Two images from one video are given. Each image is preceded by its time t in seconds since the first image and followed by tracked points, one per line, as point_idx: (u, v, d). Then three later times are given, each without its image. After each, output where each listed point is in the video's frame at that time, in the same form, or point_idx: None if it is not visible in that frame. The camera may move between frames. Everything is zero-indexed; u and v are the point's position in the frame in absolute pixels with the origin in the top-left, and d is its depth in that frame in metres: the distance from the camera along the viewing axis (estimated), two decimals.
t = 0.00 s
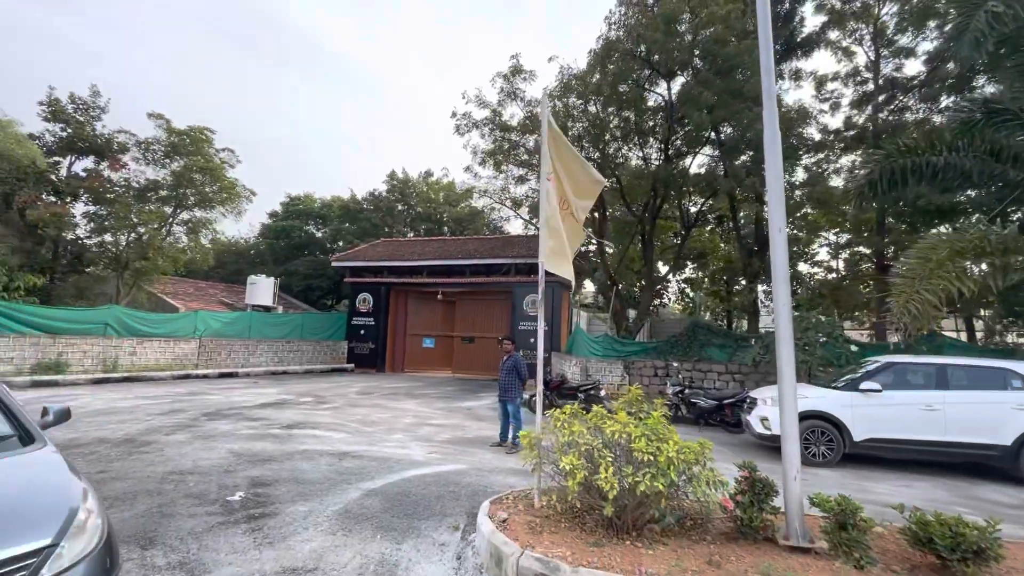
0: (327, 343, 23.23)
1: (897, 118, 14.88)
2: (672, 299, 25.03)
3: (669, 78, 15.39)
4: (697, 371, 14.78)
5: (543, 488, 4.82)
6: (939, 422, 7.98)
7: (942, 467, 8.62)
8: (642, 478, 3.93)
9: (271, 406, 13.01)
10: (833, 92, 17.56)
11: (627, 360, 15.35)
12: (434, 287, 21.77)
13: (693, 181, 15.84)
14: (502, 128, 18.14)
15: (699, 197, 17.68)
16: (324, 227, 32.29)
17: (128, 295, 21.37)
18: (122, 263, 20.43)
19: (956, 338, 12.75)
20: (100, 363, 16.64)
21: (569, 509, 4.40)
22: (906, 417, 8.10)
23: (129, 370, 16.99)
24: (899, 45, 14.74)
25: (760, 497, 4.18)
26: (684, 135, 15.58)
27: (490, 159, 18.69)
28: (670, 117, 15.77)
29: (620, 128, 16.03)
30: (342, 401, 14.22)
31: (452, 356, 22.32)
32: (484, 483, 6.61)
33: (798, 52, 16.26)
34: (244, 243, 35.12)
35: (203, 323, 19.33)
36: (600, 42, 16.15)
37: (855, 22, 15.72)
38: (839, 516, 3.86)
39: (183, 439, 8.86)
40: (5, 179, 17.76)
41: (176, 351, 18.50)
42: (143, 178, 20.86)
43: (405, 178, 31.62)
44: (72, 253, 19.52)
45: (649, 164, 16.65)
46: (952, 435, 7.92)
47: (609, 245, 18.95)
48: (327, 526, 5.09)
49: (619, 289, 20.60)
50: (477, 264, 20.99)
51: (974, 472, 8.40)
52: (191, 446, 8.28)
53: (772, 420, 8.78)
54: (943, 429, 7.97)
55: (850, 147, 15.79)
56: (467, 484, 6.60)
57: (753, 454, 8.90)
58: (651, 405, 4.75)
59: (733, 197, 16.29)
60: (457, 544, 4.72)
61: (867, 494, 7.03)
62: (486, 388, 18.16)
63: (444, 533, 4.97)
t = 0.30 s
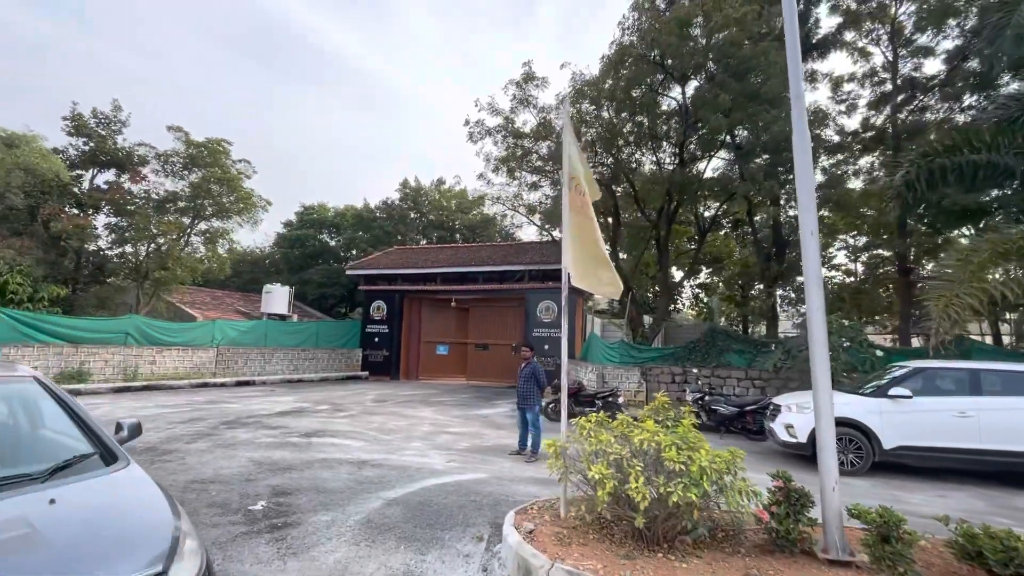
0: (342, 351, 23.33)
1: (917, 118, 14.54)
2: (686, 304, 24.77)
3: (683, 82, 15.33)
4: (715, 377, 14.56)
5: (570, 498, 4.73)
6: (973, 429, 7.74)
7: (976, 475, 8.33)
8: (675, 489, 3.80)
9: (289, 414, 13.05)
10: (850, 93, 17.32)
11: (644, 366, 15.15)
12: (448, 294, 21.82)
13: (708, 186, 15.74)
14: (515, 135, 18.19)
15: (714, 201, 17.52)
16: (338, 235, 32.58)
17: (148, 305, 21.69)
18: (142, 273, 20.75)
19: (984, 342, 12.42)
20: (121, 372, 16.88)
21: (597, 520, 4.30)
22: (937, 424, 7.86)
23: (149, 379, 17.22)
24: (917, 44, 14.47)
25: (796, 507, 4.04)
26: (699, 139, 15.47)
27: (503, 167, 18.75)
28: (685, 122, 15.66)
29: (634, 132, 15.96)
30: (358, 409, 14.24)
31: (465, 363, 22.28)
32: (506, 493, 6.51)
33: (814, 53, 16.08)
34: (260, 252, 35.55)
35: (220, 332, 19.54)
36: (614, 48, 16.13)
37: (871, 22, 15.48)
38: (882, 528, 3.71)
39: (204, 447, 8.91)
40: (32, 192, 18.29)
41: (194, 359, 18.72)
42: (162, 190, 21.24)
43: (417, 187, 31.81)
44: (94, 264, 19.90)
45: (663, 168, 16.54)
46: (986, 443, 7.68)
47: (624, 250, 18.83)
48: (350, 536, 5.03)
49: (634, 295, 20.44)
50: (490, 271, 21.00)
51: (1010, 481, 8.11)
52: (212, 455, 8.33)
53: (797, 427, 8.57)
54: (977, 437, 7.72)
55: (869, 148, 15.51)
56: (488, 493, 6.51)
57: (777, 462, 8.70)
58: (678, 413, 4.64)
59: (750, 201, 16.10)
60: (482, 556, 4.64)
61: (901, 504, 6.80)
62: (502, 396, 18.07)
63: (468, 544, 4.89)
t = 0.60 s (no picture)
0: (354, 359, 23.34)
1: (932, 120, 14.06)
2: (697, 309, 24.58)
3: (694, 87, 15.27)
4: (732, 383, 14.40)
5: (602, 510, 4.66)
6: (1006, 435, 7.58)
7: (1009, 482, 8.13)
8: (715, 501, 3.72)
9: (304, 423, 13.02)
10: (862, 95, 17.17)
11: (659, 372, 14.99)
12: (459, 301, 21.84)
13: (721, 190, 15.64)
14: (525, 142, 18.21)
15: (727, 205, 17.39)
16: (347, 244, 32.70)
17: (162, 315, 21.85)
18: (157, 283, 20.91)
19: (1008, 345, 12.18)
20: (137, 382, 16.99)
21: (632, 533, 4.22)
22: (968, 430, 7.70)
23: (164, 389, 17.32)
24: (932, 45, 14.31)
25: (837, 519, 3.94)
26: (711, 144, 15.38)
27: (514, 174, 18.76)
28: (696, 127, 15.54)
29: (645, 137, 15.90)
30: (373, 418, 14.18)
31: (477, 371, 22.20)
32: (530, 503, 6.42)
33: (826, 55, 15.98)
34: (270, 261, 35.76)
35: (234, 341, 19.63)
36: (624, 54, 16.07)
37: (884, 24, 15.34)
38: (931, 542, 3.60)
39: (222, 458, 8.89)
40: (49, 205, 18.47)
41: (208, 369, 18.82)
42: (175, 201, 21.44)
43: (426, 195, 31.89)
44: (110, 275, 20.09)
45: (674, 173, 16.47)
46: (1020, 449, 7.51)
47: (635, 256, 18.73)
48: (377, 550, 4.97)
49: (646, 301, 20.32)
50: (500, 278, 20.98)
51: None
52: (231, 466, 8.30)
53: (823, 434, 8.41)
54: (1010, 443, 7.56)
55: (883, 149, 15.38)
56: (512, 504, 6.42)
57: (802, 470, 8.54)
58: (711, 423, 4.57)
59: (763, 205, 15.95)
60: (513, 570, 4.55)
61: (935, 513, 6.63)
62: (514, 403, 17.97)
63: (498, 557, 4.81)
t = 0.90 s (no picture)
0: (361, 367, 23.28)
1: (943, 121, 13.88)
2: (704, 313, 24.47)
3: (701, 91, 15.24)
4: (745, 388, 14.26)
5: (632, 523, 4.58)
6: None
7: None
8: (755, 516, 3.61)
9: (316, 433, 12.95)
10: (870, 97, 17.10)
11: (671, 378, 14.87)
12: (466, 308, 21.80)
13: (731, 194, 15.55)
14: (532, 148, 18.21)
15: (735, 209, 17.31)
16: (352, 251, 32.72)
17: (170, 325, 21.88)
18: (165, 293, 20.91)
19: None
20: (146, 392, 16.99)
21: (666, 547, 4.13)
22: (994, 436, 7.56)
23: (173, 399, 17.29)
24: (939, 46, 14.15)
25: (878, 532, 3.86)
26: (719, 149, 15.31)
27: (521, 180, 18.76)
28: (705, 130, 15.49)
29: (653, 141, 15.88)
30: (384, 427, 14.10)
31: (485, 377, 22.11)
32: (552, 515, 6.34)
33: (832, 59, 15.93)
34: (275, 270, 35.80)
35: (241, 350, 19.62)
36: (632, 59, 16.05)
37: (890, 25, 15.29)
38: (978, 556, 3.51)
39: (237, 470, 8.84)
40: (58, 217, 18.48)
41: (216, 378, 18.78)
42: (183, 211, 21.51)
43: (431, 201, 31.92)
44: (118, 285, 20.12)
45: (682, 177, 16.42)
46: None
47: (642, 261, 18.65)
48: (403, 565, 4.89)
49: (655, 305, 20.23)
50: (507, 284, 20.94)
51: None
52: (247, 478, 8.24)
53: (844, 441, 8.28)
54: None
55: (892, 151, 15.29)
56: (533, 516, 6.34)
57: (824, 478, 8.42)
58: (742, 434, 4.50)
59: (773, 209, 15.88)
60: None
61: (964, 521, 6.50)
62: (524, 410, 17.86)
63: (525, 572, 4.73)
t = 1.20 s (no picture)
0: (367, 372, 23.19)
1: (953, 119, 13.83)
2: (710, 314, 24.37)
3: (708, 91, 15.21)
4: (756, 390, 14.13)
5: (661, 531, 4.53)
6: None
7: None
8: (793, 522, 3.51)
9: (325, 439, 12.86)
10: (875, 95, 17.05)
11: (681, 380, 14.77)
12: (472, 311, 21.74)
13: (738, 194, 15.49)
14: (538, 151, 18.19)
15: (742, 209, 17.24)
16: (355, 256, 32.67)
17: (175, 331, 21.83)
18: (170, 300, 20.85)
19: None
20: (153, 399, 16.91)
21: (700, 555, 4.05)
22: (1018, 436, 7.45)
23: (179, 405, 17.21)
24: (946, 43, 14.15)
25: (916, 537, 3.77)
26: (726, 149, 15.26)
27: (527, 182, 18.73)
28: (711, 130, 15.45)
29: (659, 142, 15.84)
30: (393, 432, 14.00)
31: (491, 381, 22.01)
32: (571, 521, 6.23)
33: (838, 58, 15.89)
34: (279, 275, 35.71)
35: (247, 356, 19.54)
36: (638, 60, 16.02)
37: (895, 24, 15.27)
38: None
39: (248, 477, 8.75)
40: (63, 224, 18.44)
41: (222, 384, 18.70)
42: (187, 217, 21.49)
43: (433, 205, 31.89)
44: (123, 292, 20.09)
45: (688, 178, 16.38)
46: None
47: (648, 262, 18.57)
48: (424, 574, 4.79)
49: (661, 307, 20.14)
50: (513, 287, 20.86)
51: None
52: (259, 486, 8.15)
53: (863, 442, 8.17)
54: None
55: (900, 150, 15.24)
56: (553, 522, 6.24)
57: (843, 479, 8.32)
58: (772, 438, 4.42)
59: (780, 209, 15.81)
60: None
61: (990, 523, 6.39)
62: (531, 413, 17.76)
63: None
